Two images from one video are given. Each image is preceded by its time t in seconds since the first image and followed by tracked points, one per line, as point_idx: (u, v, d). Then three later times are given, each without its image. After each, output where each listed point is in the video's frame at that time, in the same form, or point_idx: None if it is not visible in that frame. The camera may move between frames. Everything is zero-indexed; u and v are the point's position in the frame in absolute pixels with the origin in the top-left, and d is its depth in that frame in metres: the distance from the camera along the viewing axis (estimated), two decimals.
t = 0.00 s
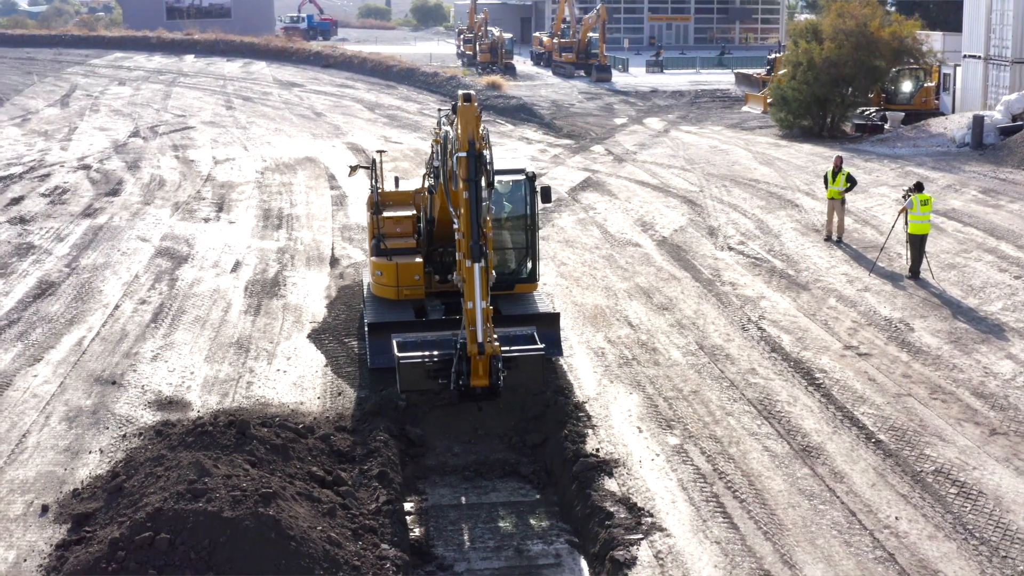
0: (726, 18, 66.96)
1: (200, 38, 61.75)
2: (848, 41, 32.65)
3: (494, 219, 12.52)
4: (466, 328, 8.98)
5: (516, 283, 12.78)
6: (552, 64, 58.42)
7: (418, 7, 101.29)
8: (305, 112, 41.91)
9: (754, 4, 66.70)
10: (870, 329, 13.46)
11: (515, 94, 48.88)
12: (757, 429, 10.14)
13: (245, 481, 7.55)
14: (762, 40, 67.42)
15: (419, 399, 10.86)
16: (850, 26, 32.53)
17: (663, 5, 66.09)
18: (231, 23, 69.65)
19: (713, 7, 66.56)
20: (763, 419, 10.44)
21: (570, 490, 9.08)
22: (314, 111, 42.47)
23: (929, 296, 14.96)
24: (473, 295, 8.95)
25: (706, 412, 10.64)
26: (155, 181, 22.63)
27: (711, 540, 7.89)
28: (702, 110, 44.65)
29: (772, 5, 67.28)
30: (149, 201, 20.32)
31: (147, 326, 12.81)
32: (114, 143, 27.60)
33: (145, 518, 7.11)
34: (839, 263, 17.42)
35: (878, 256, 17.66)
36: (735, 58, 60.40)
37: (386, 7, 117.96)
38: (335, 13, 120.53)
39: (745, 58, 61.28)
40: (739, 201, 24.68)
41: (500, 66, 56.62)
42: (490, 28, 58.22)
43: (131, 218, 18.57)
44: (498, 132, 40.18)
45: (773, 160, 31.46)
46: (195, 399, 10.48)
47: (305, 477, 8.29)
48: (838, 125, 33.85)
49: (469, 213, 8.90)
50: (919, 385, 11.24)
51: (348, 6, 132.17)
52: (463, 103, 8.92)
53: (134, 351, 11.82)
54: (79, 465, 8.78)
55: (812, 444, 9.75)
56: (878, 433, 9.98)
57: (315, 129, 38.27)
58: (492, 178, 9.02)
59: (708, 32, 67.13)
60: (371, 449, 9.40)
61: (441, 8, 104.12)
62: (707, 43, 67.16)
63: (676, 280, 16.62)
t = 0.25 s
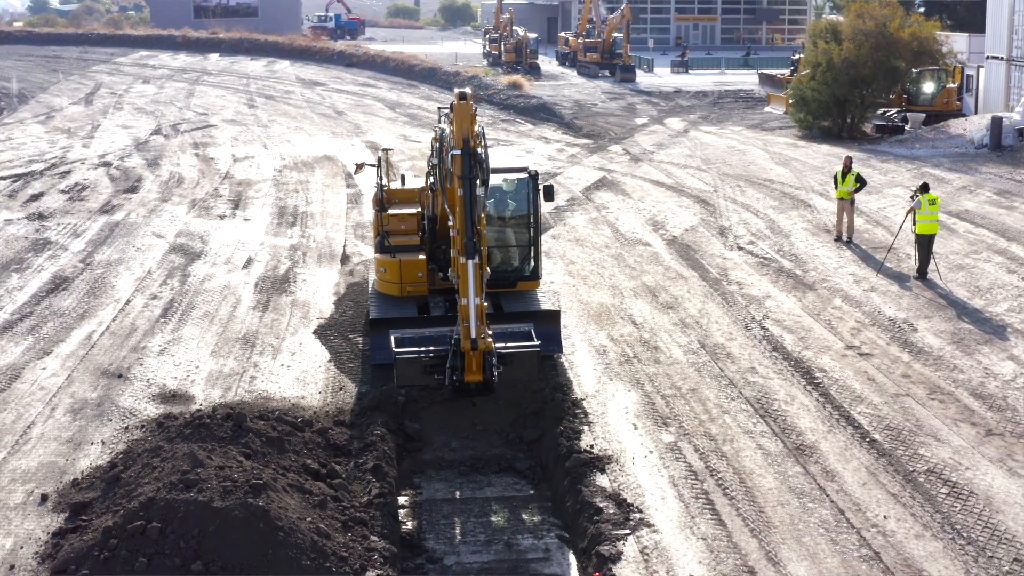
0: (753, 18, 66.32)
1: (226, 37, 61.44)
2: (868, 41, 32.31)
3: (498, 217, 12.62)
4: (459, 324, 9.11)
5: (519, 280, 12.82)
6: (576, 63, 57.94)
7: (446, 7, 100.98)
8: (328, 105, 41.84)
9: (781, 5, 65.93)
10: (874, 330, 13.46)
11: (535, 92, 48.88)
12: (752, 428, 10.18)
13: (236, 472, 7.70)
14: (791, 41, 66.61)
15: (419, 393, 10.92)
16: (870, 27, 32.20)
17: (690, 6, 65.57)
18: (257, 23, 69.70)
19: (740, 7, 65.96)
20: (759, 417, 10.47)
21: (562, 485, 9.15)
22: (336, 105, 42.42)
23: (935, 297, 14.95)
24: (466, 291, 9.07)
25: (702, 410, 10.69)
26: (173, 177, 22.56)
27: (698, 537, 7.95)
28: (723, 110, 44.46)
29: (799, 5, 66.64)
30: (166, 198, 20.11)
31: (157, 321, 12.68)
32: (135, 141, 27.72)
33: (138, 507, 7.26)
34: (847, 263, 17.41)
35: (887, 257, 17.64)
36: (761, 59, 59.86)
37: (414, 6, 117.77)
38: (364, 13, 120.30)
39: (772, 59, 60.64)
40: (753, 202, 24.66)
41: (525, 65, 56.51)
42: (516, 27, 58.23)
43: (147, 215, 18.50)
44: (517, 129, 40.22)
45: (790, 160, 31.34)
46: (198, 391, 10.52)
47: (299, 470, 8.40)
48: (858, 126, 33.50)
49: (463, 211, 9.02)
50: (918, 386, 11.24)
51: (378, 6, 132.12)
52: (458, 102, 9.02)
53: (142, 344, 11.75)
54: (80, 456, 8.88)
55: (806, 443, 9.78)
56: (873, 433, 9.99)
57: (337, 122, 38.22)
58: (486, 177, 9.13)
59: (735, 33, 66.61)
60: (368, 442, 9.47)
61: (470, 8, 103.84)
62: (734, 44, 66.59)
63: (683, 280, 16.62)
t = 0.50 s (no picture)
0: (779, 17, 65.25)
1: (245, 35, 61.48)
2: (888, 41, 31.66)
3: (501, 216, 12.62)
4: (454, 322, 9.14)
5: (522, 279, 12.79)
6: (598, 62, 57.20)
7: (471, 5, 100.39)
8: (346, 102, 41.87)
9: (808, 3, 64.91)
10: (879, 331, 13.37)
11: (554, 90, 48.76)
12: (750, 428, 10.16)
13: (228, 466, 7.73)
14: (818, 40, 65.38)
15: (419, 389, 10.95)
16: (888, 26, 31.59)
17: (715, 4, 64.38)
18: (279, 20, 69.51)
19: (766, 6, 64.90)
20: (758, 417, 10.44)
21: (557, 483, 9.16)
22: (354, 102, 42.44)
23: (944, 298, 14.83)
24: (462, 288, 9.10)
25: (700, 410, 10.67)
26: (188, 175, 22.73)
27: (688, 536, 7.95)
28: (744, 109, 44.13)
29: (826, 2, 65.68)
30: (180, 195, 20.33)
31: (163, 316, 12.73)
32: (152, 138, 27.95)
33: (130, 499, 7.33)
34: (856, 264, 17.30)
35: (897, 258, 17.51)
36: (787, 57, 58.95)
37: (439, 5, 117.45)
38: (388, 11, 120.16)
39: (799, 58, 59.62)
40: (766, 201, 24.54)
41: (547, 64, 55.47)
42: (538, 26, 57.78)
43: (160, 212, 18.64)
44: (534, 128, 40.15)
45: (807, 159, 31.10)
46: (200, 386, 10.58)
47: (294, 465, 8.46)
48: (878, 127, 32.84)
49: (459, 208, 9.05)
50: (919, 387, 11.17)
51: (403, 5, 131.92)
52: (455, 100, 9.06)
53: (147, 340, 11.82)
54: (79, 449, 8.96)
55: (803, 444, 9.74)
56: (871, 434, 9.94)
57: (355, 117, 38.20)
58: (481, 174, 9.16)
59: (761, 32, 65.50)
60: (365, 438, 9.51)
61: (494, 7, 103.23)
62: (759, 43, 65.52)
63: (691, 280, 16.56)
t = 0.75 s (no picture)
0: (808, 16, 64.32)
1: (267, 32, 61.74)
2: (912, 39, 31.26)
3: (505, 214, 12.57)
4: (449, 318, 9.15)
5: (525, 277, 12.78)
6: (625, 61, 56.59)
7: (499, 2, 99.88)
8: (367, 100, 42.00)
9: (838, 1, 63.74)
10: (886, 332, 13.28)
11: (577, 89, 48.65)
12: (749, 428, 10.11)
13: (219, 459, 7.77)
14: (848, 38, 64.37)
15: (420, 386, 10.99)
16: (912, 24, 31.25)
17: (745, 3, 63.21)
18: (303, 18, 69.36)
19: (796, 5, 64.09)
20: (757, 418, 10.39)
21: (551, 481, 9.16)
22: (374, 99, 42.55)
23: (956, 299, 14.68)
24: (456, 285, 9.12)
25: (699, 409, 10.64)
26: (204, 172, 22.92)
27: (677, 534, 7.93)
28: (770, 109, 43.82)
29: None
30: (195, 191, 20.54)
31: (170, 312, 12.84)
32: (171, 135, 28.18)
33: (121, 491, 7.37)
34: (868, 265, 17.19)
35: (911, 259, 17.37)
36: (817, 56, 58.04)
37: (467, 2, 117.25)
38: (416, 8, 120.06)
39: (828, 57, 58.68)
40: (782, 201, 24.41)
41: (572, 63, 54.88)
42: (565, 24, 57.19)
43: (174, 208, 18.80)
44: (555, 126, 40.10)
45: (827, 159, 30.85)
46: (200, 381, 10.66)
47: (287, 460, 8.51)
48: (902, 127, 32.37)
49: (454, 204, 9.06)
50: (923, 389, 11.08)
51: (431, 2, 131.83)
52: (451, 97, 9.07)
53: (152, 335, 11.93)
54: (77, 443, 9.05)
55: (801, 444, 9.69)
56: (871, 435, 9.87)
57: (374, 115, 38.29)
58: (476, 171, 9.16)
59: (790, 31, 64.65)
60: (361, 434, 9.55)
61: (524, 4, 102.75)
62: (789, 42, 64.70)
63: (700, 279, 16.51)
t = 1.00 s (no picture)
0: (837, 15, 62.55)
1: (287, 30, 61.97)
2: (933, 39, 30.61)
3: (508, 212, 12.57)
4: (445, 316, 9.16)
5: (528, 275, 12.80)
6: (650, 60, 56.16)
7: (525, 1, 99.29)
8: (385, 98, 42.08)
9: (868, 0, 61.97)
10: (893, 333, 13.18)
11: (597, 88, 48.48)
12: (748, 428, 10.07)
13: (213, 454, 7.79)
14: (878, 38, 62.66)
15: (420, 384, 11.01)
16: (933, 23, 30.59)
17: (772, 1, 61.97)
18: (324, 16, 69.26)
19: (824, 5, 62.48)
20: (757, 418, 10.35)
21: (546, 479, 9.16)
22: (393, 98, 42.63)
23: (967, 301, 14.55)
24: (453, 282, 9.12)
25: (699, 409, 10.61)
26: (218, 170, 23.06)
27: (668, 534, 7.91)
28: (793, 109, 43.50)
29: None
30: (208, 189, 20.69)
31: (176, 309, 12.93)
32: (187, 133, 28.36)
33: (114, 485, 7.42)
34: (879, 266, 17.06)
35: (923, 261, 17.21)
36: (844, 56, 56.95)
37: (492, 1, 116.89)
38: (441, 6, 119.91)
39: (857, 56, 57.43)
40: (797, 201, 24.26)
41: (596, 62, 54.50)
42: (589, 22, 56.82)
43: (186, 206, 18.93)
44: (574, 125, 40.05)
45: (845, 160, 30.60)
46: (202, 378, 10.72)
47: (281, 456, 8.54)
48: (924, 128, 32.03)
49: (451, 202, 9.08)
50: (926, 391, 10.99)
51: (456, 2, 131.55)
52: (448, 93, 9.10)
53: (157, 332, 12.03)
54: (76, 438, 9.14)
55: (799, 445, 9.64)
56: (870, 436, 9.81)
57: (391, 113, 38.37)
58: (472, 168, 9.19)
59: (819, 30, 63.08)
60: (358, 431, 9.58)
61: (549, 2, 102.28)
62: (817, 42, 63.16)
63: (709, 279, 16.44)
